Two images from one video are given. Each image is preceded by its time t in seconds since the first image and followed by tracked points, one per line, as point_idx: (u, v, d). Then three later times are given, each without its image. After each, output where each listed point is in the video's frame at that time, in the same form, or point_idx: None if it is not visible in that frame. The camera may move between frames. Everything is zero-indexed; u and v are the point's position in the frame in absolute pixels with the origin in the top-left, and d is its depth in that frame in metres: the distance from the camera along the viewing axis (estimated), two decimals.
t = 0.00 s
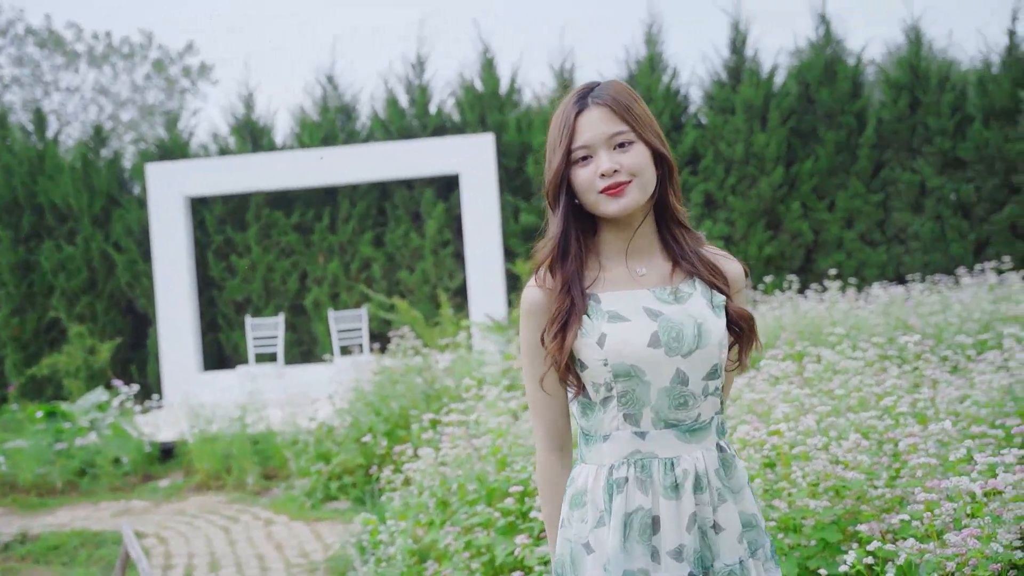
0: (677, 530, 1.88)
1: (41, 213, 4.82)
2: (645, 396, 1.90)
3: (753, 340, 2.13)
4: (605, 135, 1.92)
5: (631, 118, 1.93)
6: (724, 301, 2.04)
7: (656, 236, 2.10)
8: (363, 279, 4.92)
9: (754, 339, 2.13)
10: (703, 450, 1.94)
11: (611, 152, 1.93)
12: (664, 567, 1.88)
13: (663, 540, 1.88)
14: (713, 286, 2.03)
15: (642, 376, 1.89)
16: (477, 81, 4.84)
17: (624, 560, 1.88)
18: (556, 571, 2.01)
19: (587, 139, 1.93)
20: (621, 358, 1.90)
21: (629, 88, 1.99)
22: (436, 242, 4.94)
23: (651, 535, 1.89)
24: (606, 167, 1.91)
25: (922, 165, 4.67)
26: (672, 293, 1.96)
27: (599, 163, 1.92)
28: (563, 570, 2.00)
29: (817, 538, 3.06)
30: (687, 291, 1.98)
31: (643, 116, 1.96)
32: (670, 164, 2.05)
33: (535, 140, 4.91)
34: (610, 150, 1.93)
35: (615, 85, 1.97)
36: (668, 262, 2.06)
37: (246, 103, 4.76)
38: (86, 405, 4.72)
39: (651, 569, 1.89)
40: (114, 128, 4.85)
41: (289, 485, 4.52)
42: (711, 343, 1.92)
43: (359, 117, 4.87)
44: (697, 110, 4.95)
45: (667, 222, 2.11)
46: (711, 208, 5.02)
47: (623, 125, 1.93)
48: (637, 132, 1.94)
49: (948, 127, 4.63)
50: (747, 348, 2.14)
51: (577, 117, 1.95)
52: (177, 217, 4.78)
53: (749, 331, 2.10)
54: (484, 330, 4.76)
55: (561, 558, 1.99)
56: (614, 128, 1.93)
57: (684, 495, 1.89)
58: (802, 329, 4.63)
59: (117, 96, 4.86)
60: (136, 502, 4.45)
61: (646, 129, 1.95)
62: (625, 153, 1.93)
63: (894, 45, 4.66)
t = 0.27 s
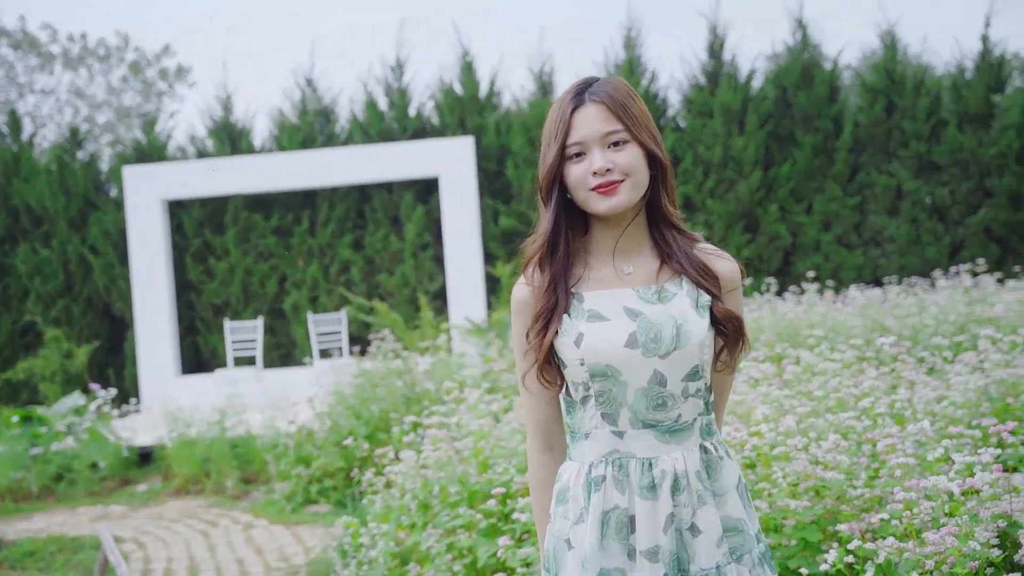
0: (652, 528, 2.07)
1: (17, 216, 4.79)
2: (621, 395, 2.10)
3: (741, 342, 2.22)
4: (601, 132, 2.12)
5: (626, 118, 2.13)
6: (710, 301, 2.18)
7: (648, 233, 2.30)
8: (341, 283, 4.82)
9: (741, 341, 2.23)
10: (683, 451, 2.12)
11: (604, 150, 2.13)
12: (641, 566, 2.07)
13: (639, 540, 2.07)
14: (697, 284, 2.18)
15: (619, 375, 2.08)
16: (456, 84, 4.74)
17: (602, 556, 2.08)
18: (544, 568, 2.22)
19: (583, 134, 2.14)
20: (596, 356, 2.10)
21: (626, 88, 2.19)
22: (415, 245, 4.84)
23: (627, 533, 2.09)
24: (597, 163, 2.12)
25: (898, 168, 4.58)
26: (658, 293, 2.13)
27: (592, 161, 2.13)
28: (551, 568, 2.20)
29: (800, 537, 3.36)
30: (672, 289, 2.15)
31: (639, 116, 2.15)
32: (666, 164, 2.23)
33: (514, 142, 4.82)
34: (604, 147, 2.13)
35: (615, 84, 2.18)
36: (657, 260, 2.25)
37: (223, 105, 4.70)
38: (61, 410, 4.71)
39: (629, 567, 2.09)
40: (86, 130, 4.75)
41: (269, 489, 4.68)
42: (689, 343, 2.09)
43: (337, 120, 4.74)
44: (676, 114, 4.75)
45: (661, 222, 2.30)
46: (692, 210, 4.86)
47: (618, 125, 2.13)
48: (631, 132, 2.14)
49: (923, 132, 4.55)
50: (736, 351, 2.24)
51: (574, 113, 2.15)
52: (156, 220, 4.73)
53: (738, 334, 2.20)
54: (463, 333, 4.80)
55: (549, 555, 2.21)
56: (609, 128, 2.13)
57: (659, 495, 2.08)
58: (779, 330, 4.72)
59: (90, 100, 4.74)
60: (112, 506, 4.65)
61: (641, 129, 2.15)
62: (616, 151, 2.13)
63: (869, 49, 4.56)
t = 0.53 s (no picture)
0: (628, 528, 2.09)
1: None
2: (600, 395, 2.13)
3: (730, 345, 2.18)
4: (595, 131, 2.13)
5: (621, 118, 2.13)
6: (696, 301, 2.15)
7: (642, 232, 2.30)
8: (322, 286, 4.81)
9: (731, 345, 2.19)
10: (664, 451, 2.13)
11: (598, 149, 2.13)
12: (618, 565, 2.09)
13: (616, 539, 2.10)
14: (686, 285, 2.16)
15: (597, 375, 2.11)
16: (437, 87, 4.71)
17: (581, 554, 2.11)
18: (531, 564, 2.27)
19: (578, 133, 2.14)
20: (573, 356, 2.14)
21: (625, 86, 2.19)
22: (396, 248, 4.82)
23: (606, 532, 2.12)
24: (590, 162, 2.12)
25: (875, 172, 4.61)
26: (642, 293, 2.14)
27: (585, 160, 2.13)
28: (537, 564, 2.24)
29: (781, 537, 3.38)
30: (657, 289, 2.15)
31: (635, 116, 2.15)
32: (662, 165, 2.22)
33: (494, 145, 4.83)
34: (598, 146, 2.13)
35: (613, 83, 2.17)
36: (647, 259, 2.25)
37: (202, 107, 4.67)
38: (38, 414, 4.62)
39: (606, 565, 2.11)
40: (62, 132, 4.70)
41: (249, 493, 4.66)
42: (669, 344, 2.09)
43: (317, 122, 4.71)
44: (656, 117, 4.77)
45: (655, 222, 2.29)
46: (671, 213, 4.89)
47: (614, 124, 2.13)
48: (626, 131, 2.13)
49: (900, 136, 4.58)
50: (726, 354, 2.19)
51: (570, 111, 2.16)
52: (134, 223, 4.71)
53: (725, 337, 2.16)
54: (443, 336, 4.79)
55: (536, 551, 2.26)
56: (604, 127, 2.13)
57: (637, 495, 2.10)
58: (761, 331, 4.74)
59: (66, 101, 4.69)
60: (92, 511, 4.59)
61: (637, 128, 2.15)
62: (610, 150, 2.13)
63: (846, 54, 4.58)
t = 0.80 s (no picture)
0: (607, 532, 2.10)
1: None
2: (581, 398, 2.15)
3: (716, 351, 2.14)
4: (592, 135, 2.13)
5: (617, 122, 2.13)
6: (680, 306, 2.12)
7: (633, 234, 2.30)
8: (302, 291, 4.75)
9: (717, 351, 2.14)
10: (647, 457, 2.13)
11: (593, 152, 2.14)
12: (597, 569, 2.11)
13: (597, 543, 2.11)
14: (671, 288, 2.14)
15: (578, 378, 2.13)
16: (416, 91, 4.67)
17: (562, 555, 2.14)
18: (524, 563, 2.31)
19: (574, 134, 2.15)
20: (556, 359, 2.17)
21: (623, 89, 2.19)
22: (377, 252, 4.76)
23: (587, 535, 2.14)
24: (584, 165, 2.13)
25: (853, 176, 4.64)
26: (626, 297, 2.15)
27: (580, 162, 2.14)
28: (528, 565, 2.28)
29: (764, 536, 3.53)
30: (642, 293, 2.15)
31: (631, 120, 2.15)
32: (657, 171, 2.22)
33: (473, 147, 4.74)
34: (594, 150, 2.14)
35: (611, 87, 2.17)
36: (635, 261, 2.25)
37: (181, 110, 4.64)
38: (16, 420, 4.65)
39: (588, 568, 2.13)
40: (40, 136, 4.67)
41: (230, 498, 4.64)
42: (648, 349, 2.09)
43: (297, 126, 4.69)
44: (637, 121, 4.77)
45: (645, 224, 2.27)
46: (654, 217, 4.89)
47: (609, 128, 2.14)
48: (621, 135, 2.14)
49: (877, 140, 4.61)
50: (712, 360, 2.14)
51: (567, 112, 2.16)
52: (114, 228, 4.68)
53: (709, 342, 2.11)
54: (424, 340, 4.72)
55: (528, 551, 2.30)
56: (600, 130, 2.14)
57: (617, 500, 2.11)
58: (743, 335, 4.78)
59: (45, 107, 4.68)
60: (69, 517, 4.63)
61: (633, 133, 2.15)
62: (606, 154, 2.14)
63: (823, 59, 4.62)
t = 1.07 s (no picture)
0: (594, 534, 2.11)
1: None
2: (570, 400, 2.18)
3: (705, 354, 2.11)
4: (586, 138, 2.14)
5: (612, 125, 2.14)
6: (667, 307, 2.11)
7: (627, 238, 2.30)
8: (282, 294, 4.73)
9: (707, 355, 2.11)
10: (635, 460, 2.12)
11: (588, 155, 2.15)
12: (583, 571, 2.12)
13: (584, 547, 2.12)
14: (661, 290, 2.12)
15: (564, 381, 2.17)
16: (397, 94, 4.65)
17: (551, 557, 2.18)
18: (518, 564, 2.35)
19: (568, 137, 2.16)
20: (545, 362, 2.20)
21: (621, 93, 2.19)
22: (357, 255, 4.75)
23: (575, 537, 2.16)
24: (578, 167, 2.14)
25: (831, 179, 4.67)
26: (615, 299, 2.16)
27: (574, 165, 2.15)
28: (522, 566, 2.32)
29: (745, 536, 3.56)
30: (632, 294, 2.16)
31: (627, 123, 2.16)
32: (653, 175, 2.21)
33: (454, 150, 4.73)
34: (588, 153, 2.15)
35: (608, 90, 2.18)
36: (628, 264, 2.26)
37: (159, 112, 4.61)
38: None
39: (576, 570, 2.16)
40: (17, 139, 4.65)
41: (210, 502, 4.62)
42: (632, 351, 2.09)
43: (277, 129, 4.66)
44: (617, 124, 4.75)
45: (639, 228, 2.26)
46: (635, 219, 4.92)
47: (604, 132, 2.14)
48: (616, 139, 2.14)
49: (856, 143, 4.64)
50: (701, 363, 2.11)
51: (563, 114, 2.17)
52: (92, 231, 4.65)
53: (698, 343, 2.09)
54: (404, 343, 4.70)
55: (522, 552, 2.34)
56: (594, 134, 2.14)
57: (604, 503, 2.12)
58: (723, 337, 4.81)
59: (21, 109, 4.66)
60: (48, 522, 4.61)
61: (628, 136, 2.15)
62: (600, 157, 2.14)
63: (801, 62, 4.64)
